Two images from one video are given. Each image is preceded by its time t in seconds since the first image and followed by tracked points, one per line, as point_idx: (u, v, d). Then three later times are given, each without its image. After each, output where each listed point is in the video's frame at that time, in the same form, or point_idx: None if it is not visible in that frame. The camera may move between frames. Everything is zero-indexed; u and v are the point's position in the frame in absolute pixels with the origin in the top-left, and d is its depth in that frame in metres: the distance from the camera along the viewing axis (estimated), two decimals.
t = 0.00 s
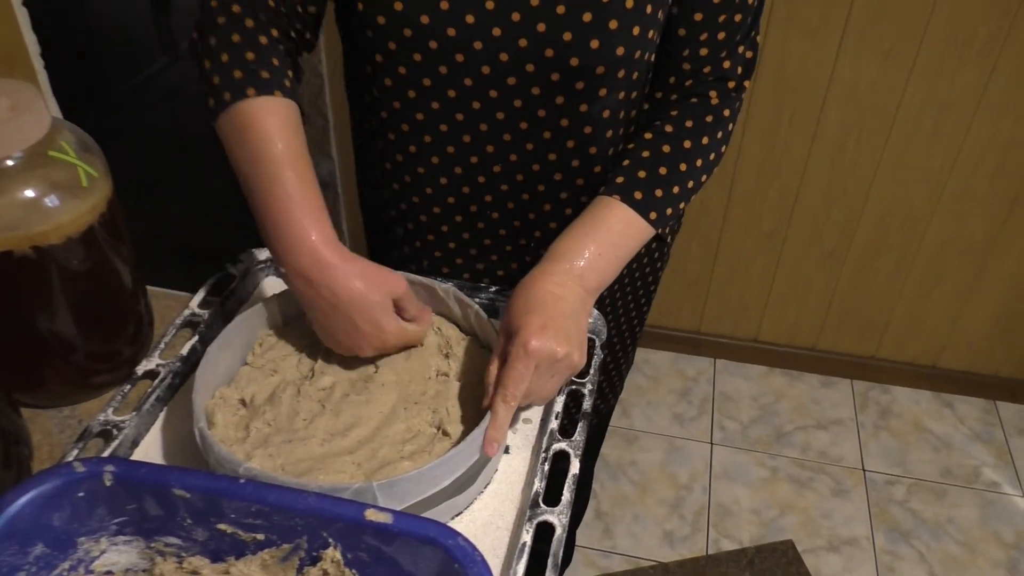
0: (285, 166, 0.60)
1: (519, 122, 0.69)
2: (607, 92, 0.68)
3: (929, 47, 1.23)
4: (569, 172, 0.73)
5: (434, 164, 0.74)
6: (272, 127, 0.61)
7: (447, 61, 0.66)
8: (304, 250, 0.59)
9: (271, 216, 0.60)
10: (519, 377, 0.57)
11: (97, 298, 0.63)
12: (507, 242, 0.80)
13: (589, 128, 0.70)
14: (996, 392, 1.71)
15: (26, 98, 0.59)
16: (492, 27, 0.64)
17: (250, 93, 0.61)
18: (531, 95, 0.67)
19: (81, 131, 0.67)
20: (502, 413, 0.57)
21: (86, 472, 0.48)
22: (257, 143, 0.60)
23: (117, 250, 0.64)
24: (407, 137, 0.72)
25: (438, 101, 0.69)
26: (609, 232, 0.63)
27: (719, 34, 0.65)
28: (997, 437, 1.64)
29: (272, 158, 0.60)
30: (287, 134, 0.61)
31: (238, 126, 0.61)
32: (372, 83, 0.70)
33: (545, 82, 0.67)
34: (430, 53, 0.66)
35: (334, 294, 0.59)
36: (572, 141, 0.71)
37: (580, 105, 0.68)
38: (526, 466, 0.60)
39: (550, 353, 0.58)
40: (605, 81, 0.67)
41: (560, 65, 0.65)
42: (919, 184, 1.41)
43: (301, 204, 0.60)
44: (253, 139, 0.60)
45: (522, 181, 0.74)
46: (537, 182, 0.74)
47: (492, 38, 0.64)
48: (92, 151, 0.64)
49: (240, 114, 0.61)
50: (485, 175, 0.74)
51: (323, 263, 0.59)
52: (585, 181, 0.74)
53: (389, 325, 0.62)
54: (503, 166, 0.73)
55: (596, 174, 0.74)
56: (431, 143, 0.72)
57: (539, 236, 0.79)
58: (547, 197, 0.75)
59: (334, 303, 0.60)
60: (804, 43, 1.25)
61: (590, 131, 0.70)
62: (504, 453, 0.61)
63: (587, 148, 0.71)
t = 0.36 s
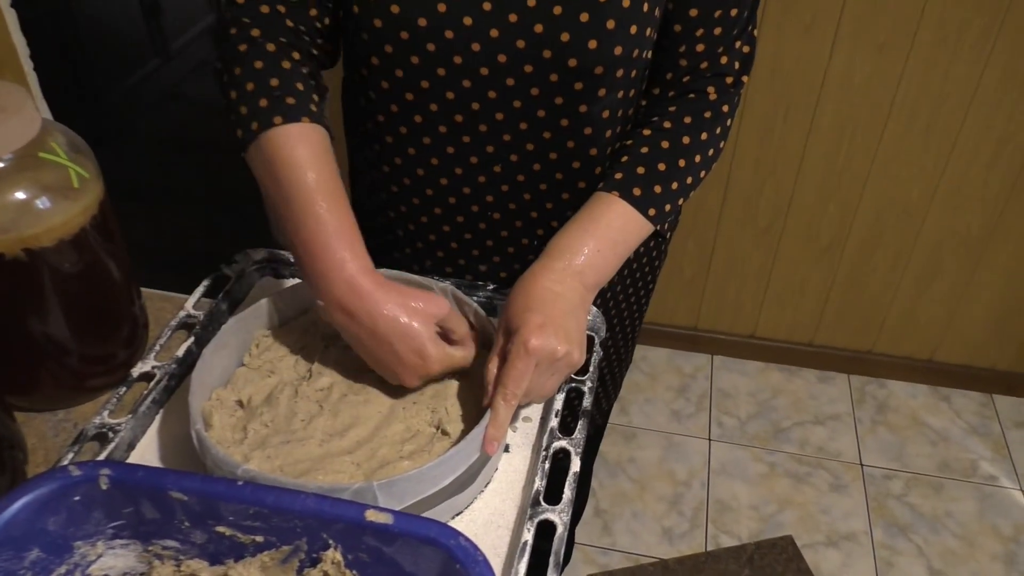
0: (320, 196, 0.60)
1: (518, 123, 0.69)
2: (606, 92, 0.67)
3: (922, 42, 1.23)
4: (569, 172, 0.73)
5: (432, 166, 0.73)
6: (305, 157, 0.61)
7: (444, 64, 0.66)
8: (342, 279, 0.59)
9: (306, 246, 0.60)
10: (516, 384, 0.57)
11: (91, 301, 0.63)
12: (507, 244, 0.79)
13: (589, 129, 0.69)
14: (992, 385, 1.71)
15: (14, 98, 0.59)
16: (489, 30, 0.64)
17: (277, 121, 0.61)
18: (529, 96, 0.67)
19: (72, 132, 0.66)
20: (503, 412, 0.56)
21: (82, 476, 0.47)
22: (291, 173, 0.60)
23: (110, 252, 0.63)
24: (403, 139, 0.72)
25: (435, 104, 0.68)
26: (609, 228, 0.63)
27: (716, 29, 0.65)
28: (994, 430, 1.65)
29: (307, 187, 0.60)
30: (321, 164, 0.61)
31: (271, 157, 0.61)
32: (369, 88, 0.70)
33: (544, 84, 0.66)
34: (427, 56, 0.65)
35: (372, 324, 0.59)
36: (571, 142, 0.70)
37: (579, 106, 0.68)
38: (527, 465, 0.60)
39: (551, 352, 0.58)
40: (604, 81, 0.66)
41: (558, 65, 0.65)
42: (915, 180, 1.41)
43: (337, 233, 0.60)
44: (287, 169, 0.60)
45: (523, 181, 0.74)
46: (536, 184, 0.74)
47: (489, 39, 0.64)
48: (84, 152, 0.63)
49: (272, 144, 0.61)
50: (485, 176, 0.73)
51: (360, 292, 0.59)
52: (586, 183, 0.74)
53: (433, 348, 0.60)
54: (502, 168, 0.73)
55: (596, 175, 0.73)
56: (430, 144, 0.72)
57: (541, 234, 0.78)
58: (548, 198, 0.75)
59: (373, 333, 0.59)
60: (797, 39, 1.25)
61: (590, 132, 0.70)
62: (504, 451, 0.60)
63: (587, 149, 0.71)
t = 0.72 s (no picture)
0: (315, 210, 0.60)
1: (528, 124, 0.69)
2: (617, 87, 0.67)
3: (926, 36, 1.23)
4: (578, 173, 0.73)
5: (442, 169, 0.74)
6: (305, 171, 0.61)
7: (452, 64, 0.66)
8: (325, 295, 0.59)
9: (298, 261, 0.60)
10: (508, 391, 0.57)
11: (92, 299, 0.62)
12: (518, 250, 0.80)
13: (599, 126, 0.69)
14: (997, 380, 1.71)
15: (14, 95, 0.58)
16: (497, 26, 0.63)
17: (276, 134, 0.62)
18: (538, 95, 0.67)
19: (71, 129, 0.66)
20: (508, 408, 0.56)
21: (85, 473, 0.47)
22: (290, 187, 0.61)
23: (112, 250, 0.63)
24: (411, 142, 0.73)
25: (443, 105, 0.69)
26: (615, 222, 0.63)
27: (722, 19, 0.64)
28: (997, 425, 1.64)
29: (302, 202, 0.60)
30: (322, 181, 0.62)
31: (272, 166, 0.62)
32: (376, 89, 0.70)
33: (553, 81, 0.66)
34: (435, 56, 0.65)
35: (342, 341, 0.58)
36: (581, 138, 0.70)
37: (590, 102, 0.67)
38: (531, 460, 0.59)
39: (555, 346, 0.57)
40: (614, 76, 0.66)
41: (568, 61, 0.65)
42: (919, 174, 1.41)
43: (329, 248, 0.60)
44: (287, 183, 0.61)
45: (532, 184, 0.74)
46: (546, 185, 0.74)
47: (498, 37, 0.64)
48: (83, 149, 0.63)
49: (276, 156, 0.62)
50: (494, 178, 0.74)
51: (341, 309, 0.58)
52: (597, 181, 0.73)
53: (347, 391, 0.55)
54: (512, 170, 0.73)
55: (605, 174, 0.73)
56: (438, 146, 0.72)
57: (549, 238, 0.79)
58: (558, 197, 0.75)
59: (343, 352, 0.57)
60: (800, 33, 1.24)
61: (600, 129, 0.69)
62: (509, 447, 0.60)
63: (596, 146, 0.71)
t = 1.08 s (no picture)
0: (289, 169, 0.58)
1: (523, 108, 0.68)
2: (614, 71, 0.66)
3: (929, 22, 1.21)
4: (575, 155, 0.72)
5: (436, 152, 0.73)
6: (273, 132, 0.59)
7: (445, 47, 0.65)
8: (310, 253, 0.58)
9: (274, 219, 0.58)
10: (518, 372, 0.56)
11: (85, 284, 0.61)
12: (513, 230, 0.79)
13: (595, 111, 0.68)
14: (994, 369, 1.71)
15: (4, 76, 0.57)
16: (492, 10, 0.62)
17: (244, 96, 0.60)
18: (534, 78, 0.66)
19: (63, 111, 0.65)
20: (504, 394, 0.55)
21: (76, 459, 0.46)
22: (259, 147, 0.59)
23: (104, 234, 0.62)
24: (403, 126, 0.72)
25: (437, 88, 0.68)
26: (614, 209, 0.62)
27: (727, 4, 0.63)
28: (994, 413, 1.64)
29: (274, 163, 0.58)
30: (289, 135, 0.59)
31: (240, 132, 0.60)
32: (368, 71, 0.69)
33: (550, 66, 0.65)
34: (430, 39, 0.64)
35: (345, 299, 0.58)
36: (578, 121, 0.69)
37: (586, 85, 0.66)
38: (528, 447, 0.59)
39: (552, 332, 0.57)
40: (609, 62, 0.65)
41: (564, 45, 0.64)
42: (919, 161, 1.40)
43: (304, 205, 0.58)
44: (254, 142, 0.59)
45: (526, 164, 0.73)
46: (542, 166, 0.73)
47: (492, 20, 0.63)
48: (75, 132, 0.62)
49: (241, 116, 0.60)
50: (489, 160, 0.73)
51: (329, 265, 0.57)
52: (593, 166, 0.73)
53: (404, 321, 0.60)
54: (507, 152, 0.72)
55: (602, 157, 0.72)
56: (433, 130, 0.71)
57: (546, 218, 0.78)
58: (556, 180, 0.74)
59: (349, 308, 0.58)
60: (802, 19, 1.23)
61: (596, 114, 0.68)
62: (505, 433, 0.60)
63: (593, 131, 0.70)
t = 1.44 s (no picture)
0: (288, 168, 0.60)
1: (538, 85, 0.67)
2: (628, 46, 0.65)
3: None
4: (590, 137, 0.71)
5: (449, 133, 0.72)
6: (278, 129, 0.61)
7: (457, 25, 0.64)
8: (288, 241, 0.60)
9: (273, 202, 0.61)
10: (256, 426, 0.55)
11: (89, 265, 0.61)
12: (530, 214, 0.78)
13: (610, 88, 0.67)
14: (1004, 341, 1.70)
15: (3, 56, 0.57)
16: None
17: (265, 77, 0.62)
18: (549, 55, 0.65)
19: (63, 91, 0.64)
20: (510, 372, 0.55)
21: (84, 440, 0.46)
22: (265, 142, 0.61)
23: (107, 215, 0.62)
24: (419, 105, 0.71)
25: (451, 67, 0.67)
26: (621, 184, 0.61)
27: None
28: (1003, 386, 1.64)
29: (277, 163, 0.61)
30: (307, 128, 0.62)
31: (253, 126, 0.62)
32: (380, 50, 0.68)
33: (566, 43, 0.64)
34: (442, 18, 0.64)
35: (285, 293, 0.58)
36: (593, 101, 0.68)
37: (601, 64, 0.65)
38: (535, 424, 0.59)
39: (559, 309, 0.57)
40: (625, 36, 0.64)
41: (580, 21, 0.63)
42: (929, 132, 1.38)
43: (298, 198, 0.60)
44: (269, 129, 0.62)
45: (544, 147, 0.72)
46: (557, 148, 0.72)
47: None
48: (76, 113, 0.62)
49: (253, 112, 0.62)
50: (502, 140, 0.72)
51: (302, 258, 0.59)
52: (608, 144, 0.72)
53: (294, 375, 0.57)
54: (523, 133, 0.71)
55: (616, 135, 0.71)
56: (447, 110, 0.70)
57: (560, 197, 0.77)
58: (566, 157, 0.73)
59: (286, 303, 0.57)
60: None
61: (610, 90, 0.68)
62: (512, 411, 0.60)
63: (608, 108, 0.69)
